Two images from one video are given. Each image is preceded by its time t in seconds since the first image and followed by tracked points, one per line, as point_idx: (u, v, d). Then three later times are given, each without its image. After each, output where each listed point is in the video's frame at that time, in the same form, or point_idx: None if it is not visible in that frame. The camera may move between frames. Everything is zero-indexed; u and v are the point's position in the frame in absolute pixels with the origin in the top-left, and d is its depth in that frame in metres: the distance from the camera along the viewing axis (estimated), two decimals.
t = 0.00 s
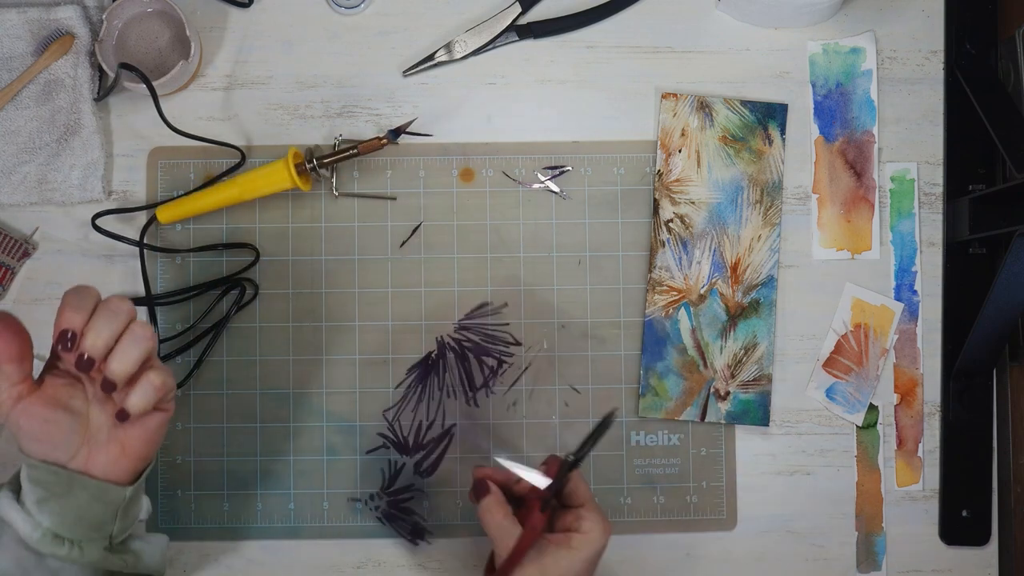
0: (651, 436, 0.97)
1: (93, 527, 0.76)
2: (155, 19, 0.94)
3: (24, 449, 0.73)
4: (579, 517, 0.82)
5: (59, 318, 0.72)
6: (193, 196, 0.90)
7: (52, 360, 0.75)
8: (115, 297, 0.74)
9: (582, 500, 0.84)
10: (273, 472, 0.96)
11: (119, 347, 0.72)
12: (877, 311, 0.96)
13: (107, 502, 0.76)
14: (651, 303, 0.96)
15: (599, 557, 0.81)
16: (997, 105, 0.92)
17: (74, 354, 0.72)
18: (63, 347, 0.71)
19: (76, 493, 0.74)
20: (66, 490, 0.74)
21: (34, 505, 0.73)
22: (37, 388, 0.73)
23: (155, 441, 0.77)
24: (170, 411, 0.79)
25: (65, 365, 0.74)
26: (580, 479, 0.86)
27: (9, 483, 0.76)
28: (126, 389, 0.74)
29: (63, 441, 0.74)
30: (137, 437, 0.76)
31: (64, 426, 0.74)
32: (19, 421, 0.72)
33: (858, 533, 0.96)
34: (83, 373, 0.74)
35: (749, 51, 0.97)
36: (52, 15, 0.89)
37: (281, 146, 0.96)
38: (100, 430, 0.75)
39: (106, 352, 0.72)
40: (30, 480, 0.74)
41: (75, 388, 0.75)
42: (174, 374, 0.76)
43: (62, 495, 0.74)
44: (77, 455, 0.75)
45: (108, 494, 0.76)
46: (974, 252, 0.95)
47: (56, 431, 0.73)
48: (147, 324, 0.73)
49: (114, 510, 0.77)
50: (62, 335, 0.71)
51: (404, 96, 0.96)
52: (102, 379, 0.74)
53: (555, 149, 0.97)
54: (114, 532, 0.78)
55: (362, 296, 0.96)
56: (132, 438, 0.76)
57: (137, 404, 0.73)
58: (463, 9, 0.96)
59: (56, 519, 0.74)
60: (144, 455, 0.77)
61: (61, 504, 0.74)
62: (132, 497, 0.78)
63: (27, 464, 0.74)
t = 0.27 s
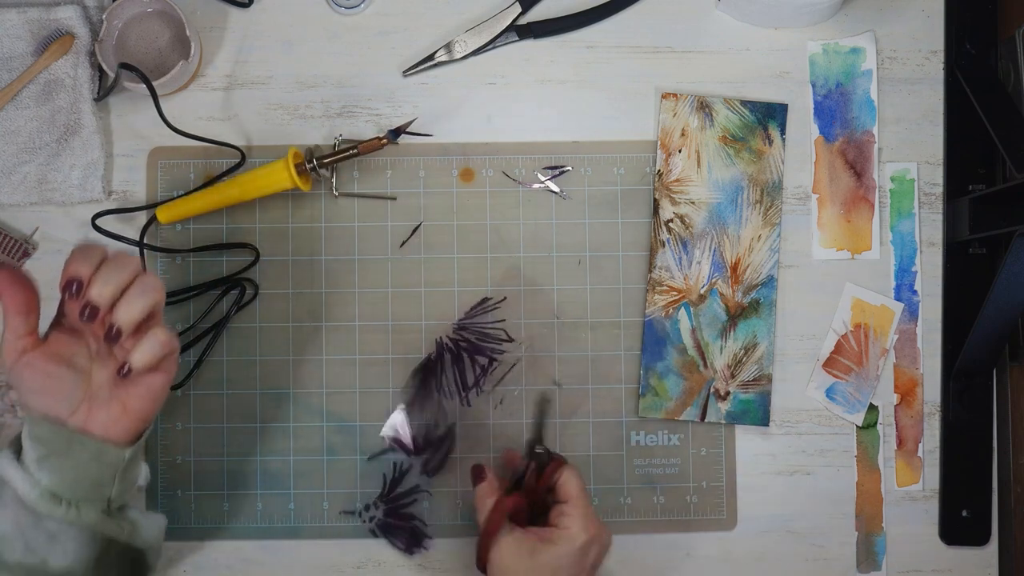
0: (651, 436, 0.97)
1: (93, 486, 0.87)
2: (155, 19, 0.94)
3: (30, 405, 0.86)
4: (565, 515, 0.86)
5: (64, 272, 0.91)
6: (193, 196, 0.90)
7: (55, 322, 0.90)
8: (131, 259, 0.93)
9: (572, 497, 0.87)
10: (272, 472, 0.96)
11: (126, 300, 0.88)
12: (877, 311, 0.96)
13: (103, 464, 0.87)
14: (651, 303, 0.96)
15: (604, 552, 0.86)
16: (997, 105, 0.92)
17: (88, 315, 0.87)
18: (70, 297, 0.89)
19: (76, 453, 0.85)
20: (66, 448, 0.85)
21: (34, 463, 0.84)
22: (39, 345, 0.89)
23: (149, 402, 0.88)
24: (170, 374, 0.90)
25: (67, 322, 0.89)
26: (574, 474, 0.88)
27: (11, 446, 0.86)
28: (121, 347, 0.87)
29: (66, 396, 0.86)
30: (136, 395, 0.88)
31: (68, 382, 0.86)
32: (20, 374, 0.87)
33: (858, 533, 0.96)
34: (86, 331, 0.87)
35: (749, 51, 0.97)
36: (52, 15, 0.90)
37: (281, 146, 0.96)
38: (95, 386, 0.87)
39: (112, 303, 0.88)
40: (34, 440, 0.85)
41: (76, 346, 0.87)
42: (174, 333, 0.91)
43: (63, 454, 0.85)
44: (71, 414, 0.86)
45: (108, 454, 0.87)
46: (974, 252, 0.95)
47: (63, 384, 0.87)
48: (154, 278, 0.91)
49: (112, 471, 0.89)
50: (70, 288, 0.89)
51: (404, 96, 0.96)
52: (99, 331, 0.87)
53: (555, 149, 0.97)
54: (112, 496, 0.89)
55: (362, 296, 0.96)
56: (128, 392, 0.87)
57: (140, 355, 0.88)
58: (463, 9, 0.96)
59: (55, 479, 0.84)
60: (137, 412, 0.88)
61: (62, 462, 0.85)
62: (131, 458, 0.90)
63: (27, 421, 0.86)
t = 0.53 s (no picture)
0: (651, 436, 0.97)
1: (151, 389, 0.76)
2: (155, 19, 0.93)
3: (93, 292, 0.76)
4: (590, 530, 0.75)
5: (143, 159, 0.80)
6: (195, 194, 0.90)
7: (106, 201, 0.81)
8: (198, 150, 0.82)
9: (606, 514, 0.75)
10: (273, 472, 0.96)
11: (205, 194, 0.80)
12: (877, 311, 0.96)
13: (169, 361, 0.76)
14: (651, 303, 0.96)
15: None
16: (997, 105, 0.91)
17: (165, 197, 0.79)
18: (146, 186, 0.79)
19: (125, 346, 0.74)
20: (126, 347, 0.74)
21: (91, 357, 0.73)
22: (104, 233, 0.78)
23: (219, 302, 0.80)
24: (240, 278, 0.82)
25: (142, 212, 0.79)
26: (619, 491, 0.78)
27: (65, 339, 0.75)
28: (195, 247, 0.79)
29: (131, 286, 0.77)
30: (204, 296, 0.79)
31: (129, 273, 0.77)
32: (88, 265, 0.77)
33: (858, 533, 0.96)
34: (153, 222, 0.79)
35: (749, 51, 0.97)
36: (52, 15, 0.90)
37: (281, 146, 0.96)
38: (166, 290, 0.78)
39: (189, 197, 0.79)
40: (94, 334, 0.74)
41: (146, 241, 0.78)
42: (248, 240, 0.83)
43: (121, 354, 0.74)
44: (138, 303, 0.76)
45: (174, 351, 0.77)
46: (974, 252, 0.95)
47: (126, 275, 0.77)
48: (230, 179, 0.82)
49: (172, 371, 0.77)
50: (145, 177, 0.79)
51: (404, 96, 0.96)
52: (169, 235, 0.79)
53: (555, 149, 0.97)
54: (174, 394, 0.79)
55: (362, 295, 0.96)
56: (197, 293, 0.79)
57: (216, 257, 0.80)
58: (463, 9, 0.96)
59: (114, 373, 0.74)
60: (206, 315, 0.80)
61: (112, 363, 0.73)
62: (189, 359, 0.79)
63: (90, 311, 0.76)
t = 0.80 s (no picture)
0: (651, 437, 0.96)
1: (241, 333, 0.72)
2: (155, 19, 0.93)
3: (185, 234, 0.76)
4: (621, 446, 0.78)
5: (243, 98, 0.79)
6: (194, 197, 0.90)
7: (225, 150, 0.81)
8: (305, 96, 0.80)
9: (635, 428, 0.79)
10: (273, 472, 0.96)
11: (298, 134, 0.78)
12: (877, 311, 0.96)
13: (256, 307, 0.73)
14: (651, 303, 0.96)
15: (672, 490, 0.77)
16: (997, 105, 0.91)
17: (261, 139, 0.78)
18: (246, 125, 0.79)
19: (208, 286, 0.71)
20: (221, 287, 0.71)
21: (184, 301, 0.70)
22: (204, 174, 0.77)
23: (308, 247, 0.79)
24: (326, 226, 0.81)
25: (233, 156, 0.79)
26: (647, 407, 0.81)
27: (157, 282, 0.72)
28: (291, 189, 0.79)
29: (221, 225, 0.76)
30: (293, 240, 0.79)
31: (222, 212, 0.77)
32: (181, 205, 0.76)
33: (858, 533, 0.96)
34: (241, 163, 0.79)
35: (749, 51, 0.97)
36: (53, 15, 0.91)
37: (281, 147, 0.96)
38: (260, 232, 0.77)
39: (287, 135, 0.78)
40: (186, 275, 0.71)
41: (233, 180, 0.79)
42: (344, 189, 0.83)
43: (212, 297, 0.71)
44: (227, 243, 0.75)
45: (261, 298, 0.73)
46: (974, 252, 0.95)
47: (217, 213, 0.77)
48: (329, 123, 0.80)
49: (264, 319, 0.73)
50: (246, 117, 0.78)
51: (404, 96, 0.96)
52: (267, 179, 0.79)
53: (555, 149, 0.97)
54: (260, 342, 0.74)
55: (362, 295, 0.96)
56: (286, 236, 0.78)
57: (308, 200, 0.79)
58: (463, 9, 0.96)
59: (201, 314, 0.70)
60: (293, 259, 0.78)
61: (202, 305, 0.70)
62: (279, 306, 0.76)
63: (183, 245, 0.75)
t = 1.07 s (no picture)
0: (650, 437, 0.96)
1: (275, 323, 0.68)
2: (155, 19, 0.93)
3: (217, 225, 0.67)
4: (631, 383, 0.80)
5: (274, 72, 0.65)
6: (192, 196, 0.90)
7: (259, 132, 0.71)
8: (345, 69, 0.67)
9: (643, 368, 0.81)
10: (273, 472, 0.96)
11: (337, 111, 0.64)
12: (877, 311, 0.96)
13: (291, 298, 0.68)
14: (651, 303, 0.96)
15: (688, 416, 0.79)
16: (997, 105, 0.91)
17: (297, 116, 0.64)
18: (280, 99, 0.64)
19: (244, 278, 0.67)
20: (252, 277, 0.66)
21: (217, 292, 0.67)
22: (238, 158, 0.67)
23: (342, 241, 0.68)
24: (362, 216, 0.69)
25: (272, 139, 0.69)
26: (655, 350, 0.84)
27: (194, 268, 0.70)
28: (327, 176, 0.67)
29: (250, 214, 0.66)
30: (324, 231, 0.67)
31: (252, 197, 0.66)
32: (212, 192, 0.66)
33: (858, 532, 0.96)
34: (281, 150, 0.69)
35: (749, 51, 0.97)
36: (53, 15, 0.90)
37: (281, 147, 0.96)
38: (294, 222, 0.67)
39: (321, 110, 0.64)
40: (219, 262, 0.66)
41: (268, 166, 0.68)
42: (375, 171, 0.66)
43: (246, 285, 0.67)
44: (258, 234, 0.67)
45: (295, 288, 0.67)
46: (974, 252, 0.95)
47: (248, 202, 0.66)
48: (368, 98, 0.66)
49: (297, 309, 0.69)
50: (276, 90, 0.64)
51: (404, 96, 0.96)
52: (305, 166, 0.69)
53: (555, 149, 0.97)
54: (293, 334, 0.70)
55: (362, 295, 0.96)
56: (319, 227, 0.67)
57: (332, 186, 0.63)
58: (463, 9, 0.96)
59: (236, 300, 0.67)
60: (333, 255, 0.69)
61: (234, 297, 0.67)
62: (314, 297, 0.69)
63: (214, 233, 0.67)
